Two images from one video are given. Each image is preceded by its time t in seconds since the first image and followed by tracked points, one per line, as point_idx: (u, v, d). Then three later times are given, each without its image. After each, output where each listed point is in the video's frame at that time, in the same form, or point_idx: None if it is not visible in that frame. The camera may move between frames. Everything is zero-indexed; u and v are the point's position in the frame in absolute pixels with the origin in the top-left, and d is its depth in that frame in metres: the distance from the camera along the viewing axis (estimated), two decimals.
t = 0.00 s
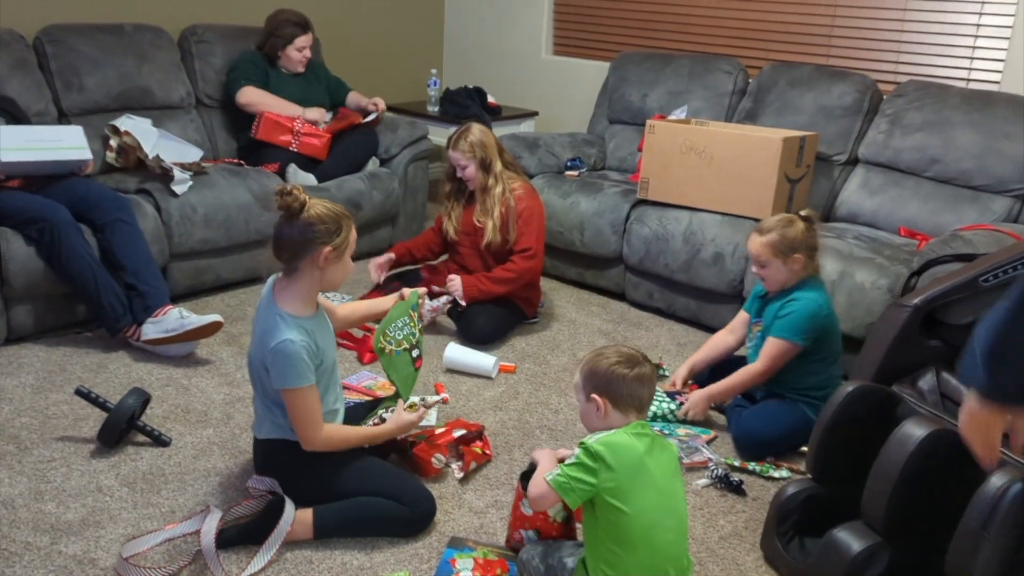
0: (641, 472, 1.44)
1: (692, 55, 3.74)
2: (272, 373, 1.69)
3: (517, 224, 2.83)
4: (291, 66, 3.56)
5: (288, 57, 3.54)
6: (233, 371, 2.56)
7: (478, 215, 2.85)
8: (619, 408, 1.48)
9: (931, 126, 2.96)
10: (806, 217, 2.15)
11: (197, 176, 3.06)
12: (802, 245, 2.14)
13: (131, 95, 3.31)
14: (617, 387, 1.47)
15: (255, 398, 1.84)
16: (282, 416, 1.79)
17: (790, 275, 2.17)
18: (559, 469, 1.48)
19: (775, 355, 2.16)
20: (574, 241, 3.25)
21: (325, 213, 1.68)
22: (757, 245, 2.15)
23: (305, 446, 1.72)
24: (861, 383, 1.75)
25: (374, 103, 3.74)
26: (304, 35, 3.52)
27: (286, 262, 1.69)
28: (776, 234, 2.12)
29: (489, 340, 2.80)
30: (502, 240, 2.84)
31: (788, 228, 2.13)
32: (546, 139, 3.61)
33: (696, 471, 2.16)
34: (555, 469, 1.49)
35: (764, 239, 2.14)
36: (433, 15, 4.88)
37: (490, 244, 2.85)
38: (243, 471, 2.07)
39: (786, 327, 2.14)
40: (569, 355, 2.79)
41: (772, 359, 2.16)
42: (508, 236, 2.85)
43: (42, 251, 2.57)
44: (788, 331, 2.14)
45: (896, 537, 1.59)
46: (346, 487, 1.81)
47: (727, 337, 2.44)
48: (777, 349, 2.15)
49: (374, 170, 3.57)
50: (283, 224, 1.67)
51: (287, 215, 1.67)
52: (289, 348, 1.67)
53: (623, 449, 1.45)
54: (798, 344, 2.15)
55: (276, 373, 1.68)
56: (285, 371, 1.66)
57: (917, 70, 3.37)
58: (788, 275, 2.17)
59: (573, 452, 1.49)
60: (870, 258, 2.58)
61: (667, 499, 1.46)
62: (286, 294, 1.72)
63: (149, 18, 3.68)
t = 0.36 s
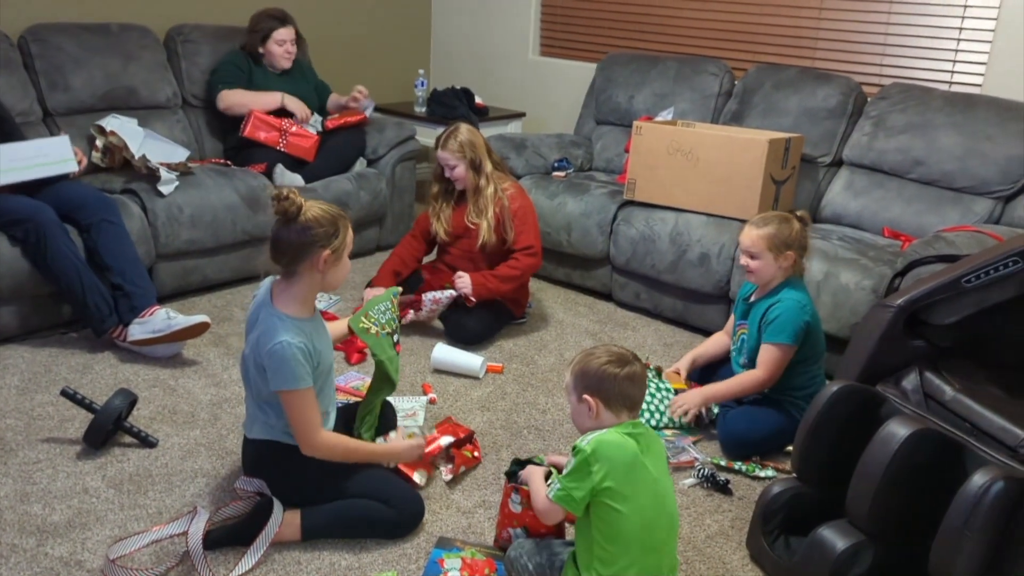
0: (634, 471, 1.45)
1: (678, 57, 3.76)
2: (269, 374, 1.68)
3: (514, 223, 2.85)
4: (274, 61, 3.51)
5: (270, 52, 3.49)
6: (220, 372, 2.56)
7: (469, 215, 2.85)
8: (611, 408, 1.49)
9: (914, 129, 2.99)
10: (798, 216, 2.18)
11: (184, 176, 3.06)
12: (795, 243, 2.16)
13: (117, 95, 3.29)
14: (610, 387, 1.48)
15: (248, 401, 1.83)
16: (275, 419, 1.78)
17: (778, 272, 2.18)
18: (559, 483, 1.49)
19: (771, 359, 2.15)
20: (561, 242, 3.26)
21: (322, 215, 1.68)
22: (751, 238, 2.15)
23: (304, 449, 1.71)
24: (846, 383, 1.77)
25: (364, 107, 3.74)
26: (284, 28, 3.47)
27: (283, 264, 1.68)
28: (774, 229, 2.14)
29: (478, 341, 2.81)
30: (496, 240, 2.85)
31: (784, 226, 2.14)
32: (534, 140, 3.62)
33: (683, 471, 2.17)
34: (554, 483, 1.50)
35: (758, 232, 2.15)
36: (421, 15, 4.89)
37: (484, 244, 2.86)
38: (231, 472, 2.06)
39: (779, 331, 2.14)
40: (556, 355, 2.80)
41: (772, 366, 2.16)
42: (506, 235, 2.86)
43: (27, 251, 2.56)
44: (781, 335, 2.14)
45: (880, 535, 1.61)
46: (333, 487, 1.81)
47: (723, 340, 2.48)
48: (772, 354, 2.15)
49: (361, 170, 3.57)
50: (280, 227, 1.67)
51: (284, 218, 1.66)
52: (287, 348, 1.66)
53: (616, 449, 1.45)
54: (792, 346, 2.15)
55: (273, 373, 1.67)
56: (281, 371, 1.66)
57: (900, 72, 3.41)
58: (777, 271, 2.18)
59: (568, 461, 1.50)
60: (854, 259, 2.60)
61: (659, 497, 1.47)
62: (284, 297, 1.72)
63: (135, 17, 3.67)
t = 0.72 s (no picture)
0: (617, 484, 1.45)
1: (669, 64, 3.78)
2: (271, 362, 1.68)
3: (505, 231, 2.85)
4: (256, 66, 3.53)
5: (252, 57, 3.52)
6: (211, 381, 2.55)
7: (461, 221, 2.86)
8: (592, 420, 1.50)
9: (902, 135, 3.01)
10: (798, 224, 2.19)
11: (175, 185, 3.06)
12: (793, 251, 2.16)
13: (108, 104, 3.29)
14: (591, 400, 1.49)
15: (239, 409, 1.81)
16: (268, 415, 1.77)
17: (774, 280, 2.19)
18: (545, 499, 1.50)
19: (744, 365, 2.17)
20: (553, 248, 3.27)
21: (305, 226, 1.69)
22: (750, 244, 2.16)
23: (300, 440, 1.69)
24: (834, 389, 1.78)
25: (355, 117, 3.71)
26: (264, 31, 3.49)
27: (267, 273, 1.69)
28: (772, 235, 2.15)
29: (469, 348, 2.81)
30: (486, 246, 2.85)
31: (782, 234, 2.15)
32: (525, 147, 3.63)
33: (674, 477, 2.18)
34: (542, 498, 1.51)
35: (756, 238, 2.16)
36: (412, 23, 4.90)
37: (475, 251, 2.86)
38: (221, 481, 2.06)
39: (758, 339, 2.16)
40: (548, 362, 2.81)
41: (743, 369, 2.17)
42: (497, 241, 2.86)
43: (17, 261, 2.55)
44: (761, 343, 2.16)
45: (870, 540, 1.62)
46: (324, 497, 1.81)
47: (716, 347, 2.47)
48: (746, 360, 2.17)
49: (353, 178, 3.57)
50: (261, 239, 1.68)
51: (265, 231, 1.67)
52: (290, 337, 1.68)
53: (598, 461, 1.45)
54: (768, 354, 2.17)
55: (275, 361, 1.68)
56: (286, 359, 1.67)
57: (888, 79, 3.43)
58: (773, 279, 2.19)
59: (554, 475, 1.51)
60: (844, 264, 2.62)
61: (646, 509, 1.47)
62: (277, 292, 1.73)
63: (126, 26, 3.67)
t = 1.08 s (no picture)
0: (609, 490, 1.46)
1: (660, 71, 3.80)
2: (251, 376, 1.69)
3: (494, 236, 2.85)
4: (252, 74, 3.54)
5: (248, 65, 3.53)
6: (203, 391, 2.54)
7: (454, 225, 2.87)
8: (582, 425, 1.50)
9: (892, 141, 3.03)
10: (768, 228, 2.18)
11: (167, 195, 3.05)
12: (770, 257, 2.17)
13: (100, 114, 3.29)
14: (581, 402, 1.49)
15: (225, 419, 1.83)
16: (252, 426, 1.78)
17: (762, 289, 2.19)
18: (540, 504, 1.49)
19: (746, 366, 2.14)
20: (546, 255, 3.27)
21: (291, 228, 1.71)
22: (727, 263, 2.17)
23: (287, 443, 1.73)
24: (823, 395, 1.79)
25: (350, 125, 3.74)
26: (262, 40, 3.51)
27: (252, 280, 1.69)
28: (743, 252, 2.15)
29: (462, 355, 2.82)
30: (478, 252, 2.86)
31: (753, 245, 2.15)
32: (517, 155, 3.64)
33: (666, 484, 2.18)
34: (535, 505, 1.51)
35: (731, 256, 2.16)
36: (404, 32, 4.91)
37: (467, 256, 2.86)
38: (213, 491, 2.06)
39: (759, 339, 2.15)
40: (541, 369, 2.81)
41: (745, 368, 2.14)
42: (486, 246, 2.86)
43: (8, 272, 2.55)
44: (762, 344, 2.15)
45: (860, 545, 1.62)
46: (316, 507, 1.80)
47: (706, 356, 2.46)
48: (748, 360, 2.14)
49: (346, 187, 3.58)
50: (247, 245, 1.69)
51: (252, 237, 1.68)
52: (267, 348, 1.68)
53: (591, 467, 1.46)
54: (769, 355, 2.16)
55: (254, 375, 1.68)
56: (265, 371, 1.67)
57: (878, 85, 3.45)
58: (761, 289, 2.20)
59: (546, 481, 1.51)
60: (835, 270, 2.63)
61: (638, 515, 1.47)
62: (258, 303, 1.73)
63: (118, 36, 3.67)
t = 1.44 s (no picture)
0: (602, 492, 1.46)
1: (655, 76, 3.81)
2: (253, 379, 1.70)
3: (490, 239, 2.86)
4: (247, 79, 3.54)
5: (242, 70, 3.54)
6: (200, 397, 2.55)
7: (458, 224, 2.88)
8: (579, 425, 1.50)
9: (886, 144, 3.04)
10: (775, 236, 2.20)
11: (164, 201, 3.06)
12: (768, 264, 2.18)
13: (97, 121, 3.30)
14: (578, 401, 1.50)
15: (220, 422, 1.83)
16: (252, 429, 1.78)
17: (755, 292, 2.20)
18: (535, 511, 1.49)
19: (756, 376, 2.15)
20: (542, 259, 3.28)
21: (287, 233, 1.75)
22: (726, 259, 2.19)
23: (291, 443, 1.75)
24: (818, 397, 1.79)
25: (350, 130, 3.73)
26: (255, 45, 3.51)
27: (252, 288, 1.70)
28: (747, 251, 2.17)
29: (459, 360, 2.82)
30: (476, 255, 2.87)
31: (757, 249, 2.17)
32: (513, 160, 3.65)
33: (664, 487, 2.19)
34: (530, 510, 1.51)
35: (733, 251, 2.18)
36: (400, 38, 4.92)
37: (465, 260, 2.88)
38: (210, 496, 2.06)
39: (765, 347, 2.15)
40: (537, 373, 2.82)
41: (757, 379, 2.15)
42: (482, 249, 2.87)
43: (5, 279, 2.55)
44: (768, 354, 2.15)
45: (856, 546, 1.63)
46: (313, 511, 1.81)
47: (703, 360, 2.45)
48: (759, 370, 2.15)
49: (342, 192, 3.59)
50: (256, 253, 1.69)
51: (252, 244, 1.70)
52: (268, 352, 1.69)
53: (584, 469, 1.46)
54: (777, 362, 2.16)
55: (257, 378, 1.69)
56: (265, 374, 1.68)
57: (873, 89, 3.46)
58: (755, 293, 2.21)
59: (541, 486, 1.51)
60: (829, 273, 2.64)
61: (632, 516, 1.48)
62: (254, 308, 1.73)
63: (114, 44, 3.68)
